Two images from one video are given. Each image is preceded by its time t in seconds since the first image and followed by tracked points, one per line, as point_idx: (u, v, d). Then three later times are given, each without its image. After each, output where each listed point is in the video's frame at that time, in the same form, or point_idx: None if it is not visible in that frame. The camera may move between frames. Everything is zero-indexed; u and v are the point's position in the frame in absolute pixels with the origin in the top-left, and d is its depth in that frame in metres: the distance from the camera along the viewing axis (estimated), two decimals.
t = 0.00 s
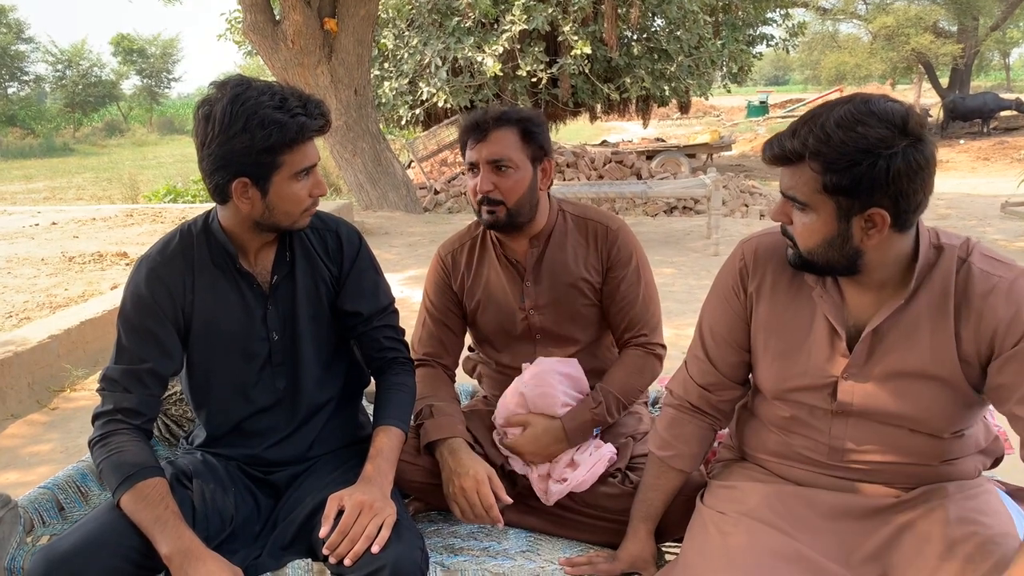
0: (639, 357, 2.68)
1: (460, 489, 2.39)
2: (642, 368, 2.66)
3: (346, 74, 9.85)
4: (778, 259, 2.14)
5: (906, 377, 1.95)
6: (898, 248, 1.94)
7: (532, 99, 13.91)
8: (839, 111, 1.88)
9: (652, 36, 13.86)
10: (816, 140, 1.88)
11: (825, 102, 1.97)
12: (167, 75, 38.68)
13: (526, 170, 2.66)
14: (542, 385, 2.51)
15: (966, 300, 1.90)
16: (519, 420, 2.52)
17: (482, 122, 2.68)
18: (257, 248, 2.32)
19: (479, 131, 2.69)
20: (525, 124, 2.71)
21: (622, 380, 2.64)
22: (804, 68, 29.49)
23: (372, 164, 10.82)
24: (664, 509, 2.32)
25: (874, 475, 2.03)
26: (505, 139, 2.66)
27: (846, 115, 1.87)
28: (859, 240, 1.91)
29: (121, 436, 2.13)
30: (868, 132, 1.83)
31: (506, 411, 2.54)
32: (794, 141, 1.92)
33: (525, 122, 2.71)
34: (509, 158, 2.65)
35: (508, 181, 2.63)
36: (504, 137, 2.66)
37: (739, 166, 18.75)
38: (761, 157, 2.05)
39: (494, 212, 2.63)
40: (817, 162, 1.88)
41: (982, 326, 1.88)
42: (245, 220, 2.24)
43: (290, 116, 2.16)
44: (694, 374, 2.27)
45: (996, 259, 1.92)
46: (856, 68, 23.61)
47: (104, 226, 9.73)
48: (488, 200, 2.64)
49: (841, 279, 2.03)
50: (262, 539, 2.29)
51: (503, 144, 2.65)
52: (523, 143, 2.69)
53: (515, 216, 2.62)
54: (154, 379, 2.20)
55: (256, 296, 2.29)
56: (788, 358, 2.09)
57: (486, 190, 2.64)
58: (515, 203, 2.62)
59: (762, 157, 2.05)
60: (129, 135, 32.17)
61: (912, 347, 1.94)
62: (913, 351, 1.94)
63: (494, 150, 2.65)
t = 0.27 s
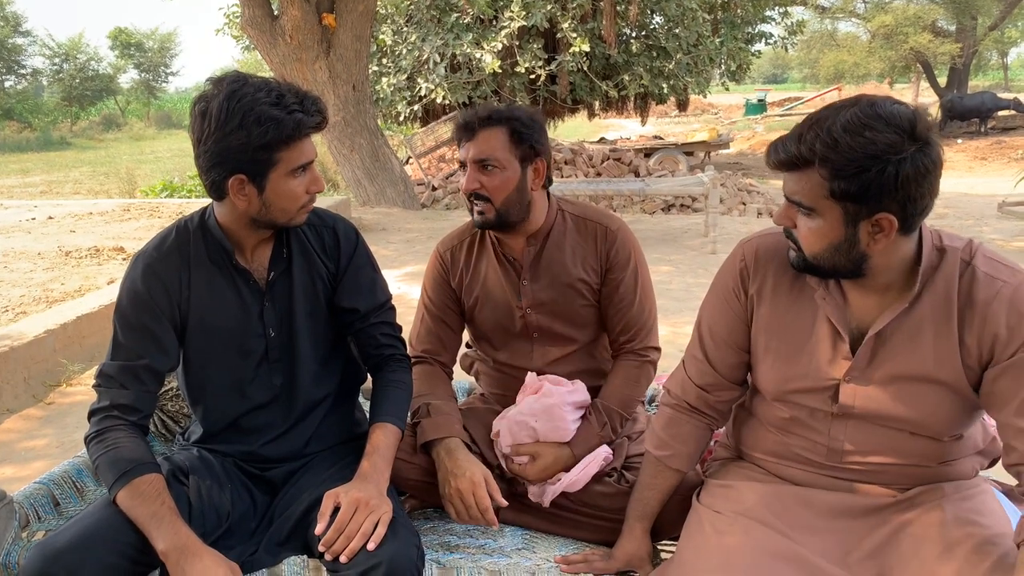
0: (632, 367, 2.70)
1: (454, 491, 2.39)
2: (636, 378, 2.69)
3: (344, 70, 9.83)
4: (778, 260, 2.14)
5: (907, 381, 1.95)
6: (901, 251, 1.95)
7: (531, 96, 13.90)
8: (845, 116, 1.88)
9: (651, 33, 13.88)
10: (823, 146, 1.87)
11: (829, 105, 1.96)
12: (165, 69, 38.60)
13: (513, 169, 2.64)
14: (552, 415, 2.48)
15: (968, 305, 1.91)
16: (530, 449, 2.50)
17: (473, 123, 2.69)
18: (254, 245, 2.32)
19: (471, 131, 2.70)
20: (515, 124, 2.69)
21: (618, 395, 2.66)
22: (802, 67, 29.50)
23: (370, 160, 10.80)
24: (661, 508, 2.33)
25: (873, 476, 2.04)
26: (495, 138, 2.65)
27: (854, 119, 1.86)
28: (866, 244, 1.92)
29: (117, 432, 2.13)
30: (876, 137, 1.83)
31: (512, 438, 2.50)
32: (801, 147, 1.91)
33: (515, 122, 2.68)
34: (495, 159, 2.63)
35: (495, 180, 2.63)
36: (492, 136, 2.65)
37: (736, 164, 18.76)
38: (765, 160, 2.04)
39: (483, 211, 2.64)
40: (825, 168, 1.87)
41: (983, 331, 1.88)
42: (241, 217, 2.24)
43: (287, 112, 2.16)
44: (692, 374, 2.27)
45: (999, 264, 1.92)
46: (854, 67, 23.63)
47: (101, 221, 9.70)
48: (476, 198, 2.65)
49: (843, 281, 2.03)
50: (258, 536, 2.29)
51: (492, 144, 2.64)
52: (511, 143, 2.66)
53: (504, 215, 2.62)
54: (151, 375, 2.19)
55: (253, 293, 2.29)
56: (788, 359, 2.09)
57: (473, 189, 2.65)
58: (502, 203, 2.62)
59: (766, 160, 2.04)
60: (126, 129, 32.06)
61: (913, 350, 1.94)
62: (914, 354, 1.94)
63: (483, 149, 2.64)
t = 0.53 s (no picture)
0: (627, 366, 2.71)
1: (452, 487, 2.40)
2: (632, 376, 2.70)
3: (341, 66, 9.83)
4: (774, 258, 2.15)
5: (900, 378, 1.97)
6: (895, 249, 1.96)
7: (527, 93, 13.90)
8: (836, 114, 1.89)
9: (648, 32, 13.90)
10: (815, 145, 1.88)
11: (821, 104, 1.97)
12: (161, 65, 38.52)
13: (511, 168, 2.65)
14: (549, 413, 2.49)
15: (961, 304, 1.92)
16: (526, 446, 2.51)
17: (469, 121, 2.70)
18: (251, 243, 2.33)
19: (469, 128, 2.70)
20: (512, 121, 2.69)
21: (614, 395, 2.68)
22: (799, 65, 29.56)
23: (367, 156, 10.80)
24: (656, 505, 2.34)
25: (866, 473, 2.06)
26: (493, 136, 2.66)
27: (844, 119, 1.87)
28: (860, 241, 1.93)
29: (114, 429, 2.13)
30: (867, 135, 1.84)
31: (508, 434, 2.51)
32: (793, 147, 1.92)
33: (513, 121, 2.69)
34: (493, 157, 2.63)
35: (491, 178, 2.63)
36: (489, 134, 2.66)
37: (733, 162, 18.79)
38: (759, 160, 2.05)
39: (480, 208, 2.65)
40: (816, 167, 1.89)
41: (975, 329, 1.90)
42: (238, 215, 2.24)
43: (283, 110, 2.16)
44: (688, 372, 2.29)
45: (991, 262, 1.94)
46: (850, 65, 23.70)
47: (97, 217, 9.68)
48: (474, 195, 2.66)
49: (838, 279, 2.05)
50: (254, 531, 2.29)
51: (490, 142, 2.65)
52: (508, 141, 2.66)
53: (501, 214, 2.64)
54: (148, 372, 2.20)
55: (250, 290, 2.30)
56: (783, 356, 2.11)
57: (471, 186, 2.65)
58: (500, 201, 2.63)
59: (759, 160, 2.05)
60: (122, 124, 31.94)
61: (907, 347, 1.96)
62: (908, 352, 1.96)
63: (480, 147, 2.65)
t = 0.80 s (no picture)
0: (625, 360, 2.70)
1: (448, 484, 2.39)
2: (629, 371, 2.69)
3: (336, 60, 9.79)
4: (770, 252, 2.14)
5: (897, 371, 1.96)
6: (890, 241, 1.95)
7: (524, 88, 13.86)
8: (828, 105, 1.88)
9: (644, 25, 13.86)
10: (807, 135, 1.87)
11: (813, 96, 1.96)
12: (156, 60, 38.38)
13: (509, 160, 2.64)
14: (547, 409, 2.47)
15: (956, 295, 1.91)
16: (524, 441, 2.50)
17: (466, 114, 2.69)
18: (245, 238, 2.31)
19: (466, 121, 2.69)
20: (510, 114, 2.68)
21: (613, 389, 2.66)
22: (796, 59, 29.52)
23: (362, 151, 10.76)
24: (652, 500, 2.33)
25: (864, 468, 2.05)
26: (491, 129, 2.65)
27: (836, 109, 1.86)
28: (853, 233, 1.92)
29: (108, 426, 2.12)
30: (859, 125, 1.83)
31: (505, 431, 2.50)
32: (785, 137, 1.91)
33: (510, 113, 2.68)
34: (491, 150, 2.63)
35: (489, 171, 2.63)
36: (487, 127, 2.65)
37: (730, 156, 18.77)
38: (751, 153, 2.04)
39: (477, 202, 2.63)
40: (809, 158, 1.87)
41: (970, 320, 1.89)
42: (232, 210, 2.22)
43: (274, 103, 2.14)
44: (684, 366, 2.27)
45: (987, 253, 1.92)
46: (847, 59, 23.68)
47: (92, 212, 9.64)
48: (471, 188, 2.64)
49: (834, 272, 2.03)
50: (250, 528, 2.28)
51: (488, 135, 2.64)
52: (505, 134, 2.66)
53: (498, 207, 2.62)
54: (141, 369, 2.18)
55: (244, 285, 2.28)
56: (779, 351, 2.10)
57: (468, 180, 2.65)
58: (497, 194, 2.62)
59: (752, 153, 2.04)
60: (117, 119, 31.80)
61: (904, 340, 1.95)
62: (904, 345, 1.94)
63: (477, 140, 2.64)
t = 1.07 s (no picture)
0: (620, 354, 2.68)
1: (440, 486, 2.37)
2: (623, 365, 2.67)
3: (330, 56, 9.75)
4: (763, 247, 2.13)
5: (890, 366, 1.95)
6: (882, 235, 1.94)
7: (519, 83, 13.83)
8: (820, 97, 1.87)
9: (639, 20, 13.82)
10: (798, 126, 1.86)
11: (806, 88, 1.95)
12: (150, 56, 38.23)
13: (520, 150, 2.65)
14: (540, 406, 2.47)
15: (949, 290, 1.90)
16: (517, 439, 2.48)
17: (479, 100, 2.67)
18: (235, 236, 2.30)
19: (475, 109, 2.67)
20: (522, 104, 2.69)
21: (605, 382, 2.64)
22: (791, 54, 29.52)
23: (357, 147, 10.73)
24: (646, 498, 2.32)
25: (858, 465, 2.04)
26: (500, 118, 2.65)
27: (828, 101, 1.86)
28: (845, 226, 1.91)
29: (98, 426, 2.10)
30: (850, 116, 1.82)
31: (498, 428, 2.48)
32: (776, 129, 1.90)
33: (522, 103, 2.69)
34: (505, 138, 2.63)
35: (502, 160, 2.62)
36: (498, 116, 2.65)
37: (725, 151, 18.76)
38: (743, 145, 2.03)
39: (485, 190, 2.60)
40: (800, 149, 1.86)
41: (963, 314, 1.88)
42: (222, 207, 2.21)
43: (262, 99, 2.12)
44: (677, 363, 2.27)
45: (980, 247, 1.92)
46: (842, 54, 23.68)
47: (85, 209, 9.59)
48: (479, 177, 2.61)
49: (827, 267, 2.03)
50: (242, 528, 2.27)
51: (499, 123, 2.64)
52: (518, 122, 2.67)
53: (506, 196, 2.60)
54: (131, 368, 2.16)
55: (234, 283, 2.26)
56: (773, 345, 2.09)
57: (479, 168, 2.62)
58: (507, 183, 2.60)
59: (744, 146, 2.03)
60: (111, 116, 31.67)
61: (897, 335, 1.94)
62: (898, 340, 1.94)
63: (489, 128, 2.63)
